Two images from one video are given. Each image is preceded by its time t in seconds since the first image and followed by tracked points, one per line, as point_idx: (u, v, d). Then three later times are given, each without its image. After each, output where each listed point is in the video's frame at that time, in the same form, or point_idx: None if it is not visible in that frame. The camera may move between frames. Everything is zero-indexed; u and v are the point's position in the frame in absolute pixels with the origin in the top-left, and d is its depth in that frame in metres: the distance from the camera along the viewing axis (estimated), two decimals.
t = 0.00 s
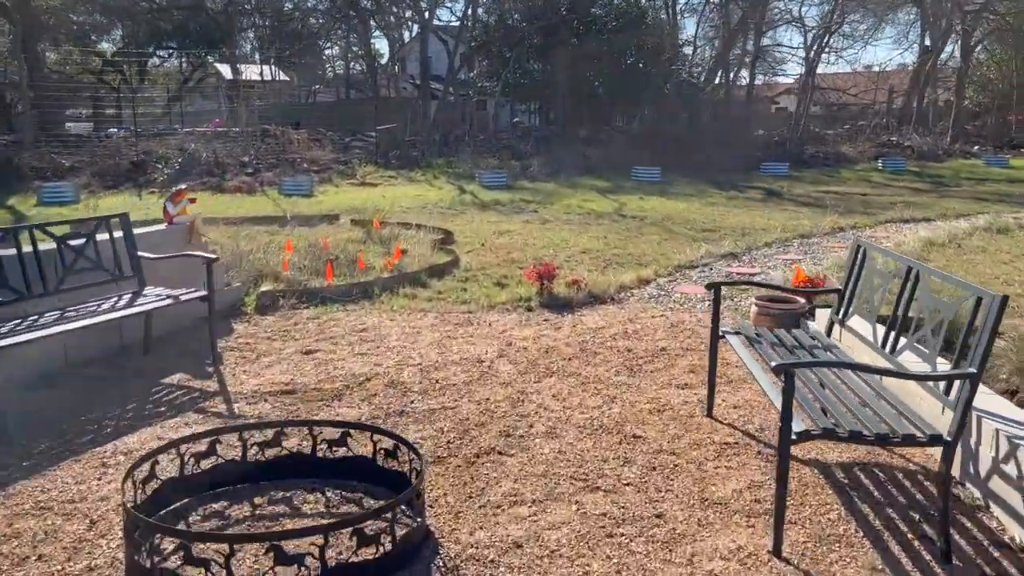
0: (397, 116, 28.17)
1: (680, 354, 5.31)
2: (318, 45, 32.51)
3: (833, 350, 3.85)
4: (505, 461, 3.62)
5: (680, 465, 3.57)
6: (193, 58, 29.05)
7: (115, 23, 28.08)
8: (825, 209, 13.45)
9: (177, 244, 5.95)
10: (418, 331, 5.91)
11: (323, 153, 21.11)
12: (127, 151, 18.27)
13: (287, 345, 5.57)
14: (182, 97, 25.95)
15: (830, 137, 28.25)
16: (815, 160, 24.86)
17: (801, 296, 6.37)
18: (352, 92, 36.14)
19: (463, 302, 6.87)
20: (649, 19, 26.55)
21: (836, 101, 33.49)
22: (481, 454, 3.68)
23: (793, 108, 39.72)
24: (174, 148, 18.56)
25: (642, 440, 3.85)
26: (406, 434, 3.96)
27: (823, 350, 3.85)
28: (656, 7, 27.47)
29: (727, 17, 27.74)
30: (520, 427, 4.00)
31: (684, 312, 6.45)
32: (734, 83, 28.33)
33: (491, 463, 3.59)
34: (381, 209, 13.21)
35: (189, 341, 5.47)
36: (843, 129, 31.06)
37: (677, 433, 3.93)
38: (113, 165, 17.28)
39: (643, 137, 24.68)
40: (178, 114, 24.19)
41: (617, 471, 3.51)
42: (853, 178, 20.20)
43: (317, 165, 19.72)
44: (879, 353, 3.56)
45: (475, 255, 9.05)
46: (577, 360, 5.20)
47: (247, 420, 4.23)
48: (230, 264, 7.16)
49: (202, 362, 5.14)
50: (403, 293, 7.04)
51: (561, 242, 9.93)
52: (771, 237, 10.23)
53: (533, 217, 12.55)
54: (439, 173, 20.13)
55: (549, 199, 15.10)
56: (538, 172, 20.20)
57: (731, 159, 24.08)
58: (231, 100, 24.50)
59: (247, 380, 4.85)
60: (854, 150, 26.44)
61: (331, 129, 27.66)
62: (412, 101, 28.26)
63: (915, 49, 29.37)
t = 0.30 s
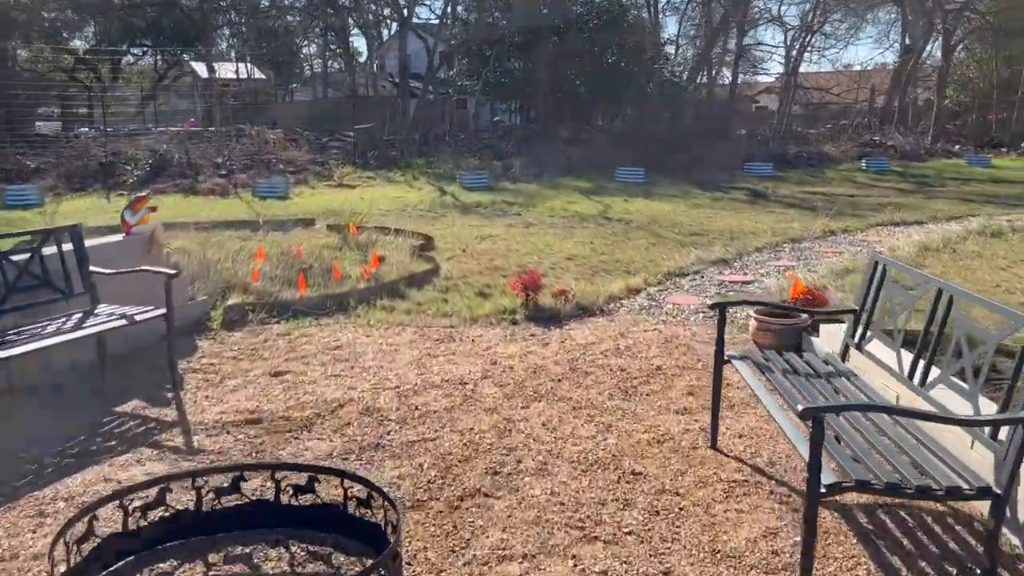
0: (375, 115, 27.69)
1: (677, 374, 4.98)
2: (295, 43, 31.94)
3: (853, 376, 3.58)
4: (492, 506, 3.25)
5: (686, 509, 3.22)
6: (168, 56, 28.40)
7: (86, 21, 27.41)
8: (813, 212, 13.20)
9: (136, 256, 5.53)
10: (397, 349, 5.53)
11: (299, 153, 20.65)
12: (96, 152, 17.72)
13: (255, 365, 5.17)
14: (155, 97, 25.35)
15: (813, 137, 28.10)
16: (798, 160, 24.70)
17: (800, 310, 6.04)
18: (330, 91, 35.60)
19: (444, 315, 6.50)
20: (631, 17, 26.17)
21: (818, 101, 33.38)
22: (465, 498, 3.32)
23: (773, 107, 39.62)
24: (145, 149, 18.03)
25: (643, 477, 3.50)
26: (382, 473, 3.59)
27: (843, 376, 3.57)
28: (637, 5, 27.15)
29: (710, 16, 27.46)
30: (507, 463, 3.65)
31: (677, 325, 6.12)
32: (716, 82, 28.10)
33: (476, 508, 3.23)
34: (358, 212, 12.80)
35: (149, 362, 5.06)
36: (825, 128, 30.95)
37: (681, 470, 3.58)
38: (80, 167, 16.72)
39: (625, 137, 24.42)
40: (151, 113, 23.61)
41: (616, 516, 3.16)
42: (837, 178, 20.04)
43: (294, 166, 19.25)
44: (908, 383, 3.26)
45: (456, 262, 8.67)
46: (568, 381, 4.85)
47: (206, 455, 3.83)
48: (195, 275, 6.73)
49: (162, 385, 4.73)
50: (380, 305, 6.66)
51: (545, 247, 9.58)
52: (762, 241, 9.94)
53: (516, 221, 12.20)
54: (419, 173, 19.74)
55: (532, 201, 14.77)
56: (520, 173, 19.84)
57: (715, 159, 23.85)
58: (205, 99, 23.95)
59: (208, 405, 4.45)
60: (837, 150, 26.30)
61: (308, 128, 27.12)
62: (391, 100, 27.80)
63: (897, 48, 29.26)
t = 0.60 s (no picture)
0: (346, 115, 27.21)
1: (664, 394, 4.65)
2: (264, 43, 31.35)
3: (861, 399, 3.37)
4: (471, 557, 2.90)
5: (685, 557, 2.91)
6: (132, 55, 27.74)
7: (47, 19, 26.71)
8: (792, 214, 13.00)
9: (77, 275, 5.17)
10: (366, 369, 5.15)
11: (267, 154, 20.16)
12: (55, 153, 17.14)
13: (211, 388, 4.77)
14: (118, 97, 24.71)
15: (786, 137, 28.06)
16: (773, 161, 24.62)
17: (787, 322, 5.57)
18: (300, 91, 35.05)
19: (416, 329, 6.15)
20: (604, 17, 25.88)
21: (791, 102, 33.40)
22: (439, 545, 2.98)
23: (745, 107, 39.61)
24: (106, 150, 17.48)
25: (635, 519, 3.17)
26: (348, 515, 3.23)
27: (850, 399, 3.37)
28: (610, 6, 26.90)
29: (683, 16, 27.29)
30: (486, 503, 3.31)
31: (662, 338, 5.82)
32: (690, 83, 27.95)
33: (453, 559, 2.89)
34: (326, 216, 12.39)
35: (94, 388, 4.63)
36: (798, 129, 30.98)
37: (677, 509, 3.26)
38: (38, 169, 16.15)
39: (599, 138, 24.18)
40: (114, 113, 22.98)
41: (607, 567, 2.84)
42: (813, 179, 19.94)
43: (261, 168, 18.77)
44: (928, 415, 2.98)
45: (430, 269, 8.31)
46: (550, 403, 4.51)
47: (150, 496, 3.43)
48: (150, 287, 6.32)
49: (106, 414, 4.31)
50: (348, 318, 6.29)
51: (521, 253, 9.26)
52: (742, 246, 9.69)
53: (489, 225, 11.86)
54: (390, 175, 19.34)
55: (506, 204, 14.44)
56: (493, 174, 19.52)
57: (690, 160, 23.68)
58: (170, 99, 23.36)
59: (156, 436, 4.06)
60: (811, 150, 26.26)
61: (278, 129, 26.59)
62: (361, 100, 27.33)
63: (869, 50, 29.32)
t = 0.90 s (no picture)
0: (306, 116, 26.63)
1: (644, 416, 4.35)
2: (222, 41, 30.67)
3: (866, 437, 3.00)
4: None
5: None
6: (84, 54, 26.92)
7: None
8: (760, 217, 12.83)
9: None
10: (323, 392, 4.78)
11: (224, 156, 19.59)
12: None
13: (152, 417, 4.37)
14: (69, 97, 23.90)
15: (750, 139, 28.07)
16: (738, 162, 24.57)
17: (770, 334, 5.33)
18: (259, 91, 34.36)
19: (378, 344, 5.78)
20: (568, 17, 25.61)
21: (754, 103, 33.49)
22: None
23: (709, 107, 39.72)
24: (55, 152, 16.81)
25: (617, 567, 2.87)
26: (298, 568, 2.88)
27: (853, 436, 2.99)
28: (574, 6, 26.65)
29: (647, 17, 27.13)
30: (456, 552, 2.98)
31: (638, 352, 5.54)
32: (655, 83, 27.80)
33: None
34: (285, 222, 11.95)
35: (20, 421, 4.22)
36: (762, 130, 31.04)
37: (664, 553, 2.96)
38: None
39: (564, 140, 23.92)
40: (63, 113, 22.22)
41: None
42: (779, 182, 19.87)
43: (218, 170, 18.21)
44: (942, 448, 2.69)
45: (392, 278, 7.95)
46: (523, 428, 4.19)
47: (76, 548, 3.03)
48: (90, 302, 5.89)
49: (32, 449, 3.91)
50: (305, 334, 5.92)
51: (488, 261, 8.93)
52: (713, 251, 9.46)
53: (454, 230, 11.51)
54: (352, 177, 18.88)
55: (470, 207, 14.10)
56: (458, 176, 19.17)
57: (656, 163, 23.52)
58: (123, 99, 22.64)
59: (88, 474, 3.67)
60: (775, 152, 26.26)
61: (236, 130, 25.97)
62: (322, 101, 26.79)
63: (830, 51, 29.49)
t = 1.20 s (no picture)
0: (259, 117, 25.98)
1: (618, 437, 4.08)
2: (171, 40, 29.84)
3: (868, 468, 2.72)
4: None
5: None
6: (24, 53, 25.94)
7: None
8: (723, 220, 12.70)
9: None
10: (271, 415, 4.42)
11: (173, 158, 18.95)
12: None
13: (81, 447, 3.97)
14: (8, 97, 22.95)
15: (709, 140, 28.11)
16: (697, 164, 24.55)
17: (746, 344, 5.10)
18: (210, 91, 33.53)
19: (333, 360, 5.43)
20: (526, 18, 25.28)
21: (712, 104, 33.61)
22: None
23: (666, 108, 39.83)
24: None
25: None
26: None
27: (856, 469, 2.71)
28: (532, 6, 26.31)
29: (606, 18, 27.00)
30: None
31: (608, 365, 5.27)
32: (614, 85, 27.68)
33: None
34: (235, 227, 11.47)
35: None
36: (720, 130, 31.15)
37: None
38: None
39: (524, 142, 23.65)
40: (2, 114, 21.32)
41: None
42: (739, 183, 19.84)
43: (167, 173, 17.60)
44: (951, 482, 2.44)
45: (347, 287, 7.58)
46: (490, 452, 3.89)
47: None
48: (18, 318, 5.44)
49: None
50: (254, 350, 5.55)
51: (448, 267, 8.61)
52: (678, 254, 9.26)
53: (413, 234, 11.15)
54: (307, 180, 18.40)
55: (429, 211, 13.76)
56: (416, 179, 18.79)
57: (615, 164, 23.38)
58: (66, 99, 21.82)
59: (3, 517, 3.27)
60: (733, 153, 26.33)
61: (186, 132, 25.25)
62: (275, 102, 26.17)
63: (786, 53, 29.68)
